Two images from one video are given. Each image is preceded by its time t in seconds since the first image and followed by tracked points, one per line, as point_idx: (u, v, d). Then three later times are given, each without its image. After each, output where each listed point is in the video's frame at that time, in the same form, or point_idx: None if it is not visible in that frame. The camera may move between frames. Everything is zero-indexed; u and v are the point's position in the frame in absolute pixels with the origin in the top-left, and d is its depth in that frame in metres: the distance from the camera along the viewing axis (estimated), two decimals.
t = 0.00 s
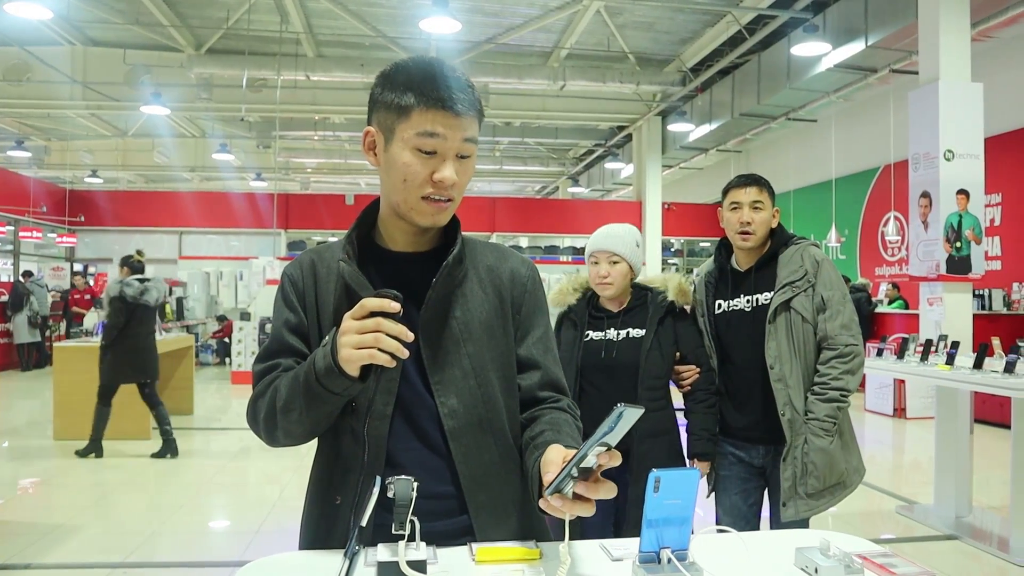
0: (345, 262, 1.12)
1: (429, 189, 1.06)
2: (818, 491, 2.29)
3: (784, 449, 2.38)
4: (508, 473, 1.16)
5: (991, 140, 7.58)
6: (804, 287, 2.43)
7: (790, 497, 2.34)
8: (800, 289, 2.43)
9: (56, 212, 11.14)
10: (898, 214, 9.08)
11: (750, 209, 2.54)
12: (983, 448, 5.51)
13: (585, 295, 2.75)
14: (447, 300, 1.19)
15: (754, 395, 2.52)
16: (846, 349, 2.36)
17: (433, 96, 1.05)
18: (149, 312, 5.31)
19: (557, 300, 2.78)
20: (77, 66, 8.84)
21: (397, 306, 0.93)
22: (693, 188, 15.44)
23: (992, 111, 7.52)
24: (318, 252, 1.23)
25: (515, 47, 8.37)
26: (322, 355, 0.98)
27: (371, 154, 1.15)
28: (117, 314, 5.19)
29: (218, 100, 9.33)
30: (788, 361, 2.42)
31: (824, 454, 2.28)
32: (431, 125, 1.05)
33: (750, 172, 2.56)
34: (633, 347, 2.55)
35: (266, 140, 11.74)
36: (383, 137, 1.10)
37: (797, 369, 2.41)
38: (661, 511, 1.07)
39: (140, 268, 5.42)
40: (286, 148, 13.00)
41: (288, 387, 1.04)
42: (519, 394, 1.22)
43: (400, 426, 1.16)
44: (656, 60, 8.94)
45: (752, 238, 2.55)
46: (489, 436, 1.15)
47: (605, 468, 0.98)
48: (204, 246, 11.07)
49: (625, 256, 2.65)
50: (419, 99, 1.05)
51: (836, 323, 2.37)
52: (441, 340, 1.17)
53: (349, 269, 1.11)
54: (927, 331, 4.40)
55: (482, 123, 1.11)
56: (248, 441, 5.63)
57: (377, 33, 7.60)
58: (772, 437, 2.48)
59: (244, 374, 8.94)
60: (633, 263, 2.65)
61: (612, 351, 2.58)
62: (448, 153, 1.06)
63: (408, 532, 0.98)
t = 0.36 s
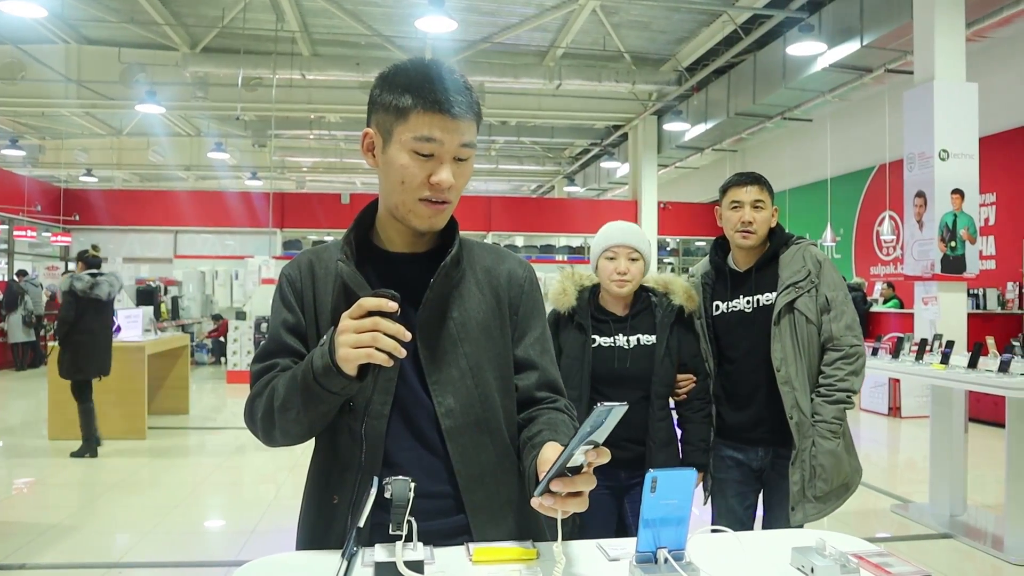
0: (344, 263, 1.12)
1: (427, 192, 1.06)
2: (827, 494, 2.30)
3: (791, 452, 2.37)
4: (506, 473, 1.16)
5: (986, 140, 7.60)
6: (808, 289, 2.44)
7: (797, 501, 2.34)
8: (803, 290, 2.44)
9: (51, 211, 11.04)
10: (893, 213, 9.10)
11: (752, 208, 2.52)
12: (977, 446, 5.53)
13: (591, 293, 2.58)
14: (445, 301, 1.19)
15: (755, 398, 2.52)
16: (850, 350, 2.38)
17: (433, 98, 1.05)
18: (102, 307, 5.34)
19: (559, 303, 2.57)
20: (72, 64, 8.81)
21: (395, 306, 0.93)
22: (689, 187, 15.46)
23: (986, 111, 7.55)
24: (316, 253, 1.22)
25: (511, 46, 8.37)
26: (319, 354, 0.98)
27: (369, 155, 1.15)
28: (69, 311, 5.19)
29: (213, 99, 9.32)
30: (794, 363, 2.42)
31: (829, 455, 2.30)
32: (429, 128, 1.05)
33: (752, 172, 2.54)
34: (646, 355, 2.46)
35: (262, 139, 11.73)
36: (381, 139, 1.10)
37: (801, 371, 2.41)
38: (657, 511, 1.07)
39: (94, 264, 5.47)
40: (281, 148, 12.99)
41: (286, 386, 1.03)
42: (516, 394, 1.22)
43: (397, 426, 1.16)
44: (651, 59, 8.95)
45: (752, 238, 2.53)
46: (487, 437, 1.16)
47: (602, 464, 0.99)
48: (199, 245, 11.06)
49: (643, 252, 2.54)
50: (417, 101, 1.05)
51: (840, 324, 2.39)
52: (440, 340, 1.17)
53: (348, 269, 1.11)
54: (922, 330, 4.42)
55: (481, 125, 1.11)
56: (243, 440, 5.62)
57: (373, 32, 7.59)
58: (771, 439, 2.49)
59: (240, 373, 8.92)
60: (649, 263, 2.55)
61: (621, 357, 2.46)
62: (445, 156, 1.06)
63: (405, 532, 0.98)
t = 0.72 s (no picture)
0: (342, 262, 1.12)
1: (424, 190, 1.06)
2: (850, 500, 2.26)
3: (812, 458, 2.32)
4: (504, 473, 1.16)
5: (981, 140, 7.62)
6: (831, 291, 2.39)
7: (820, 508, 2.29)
8: (826, 291, 2.38)
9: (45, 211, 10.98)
10: (889, 213, 9.11)
11: (770, 207, 2.44)
12: (972, 446, 5.55)
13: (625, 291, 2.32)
14: (443, 300, 1.18)
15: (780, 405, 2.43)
16: (869, 354, 2.36)
17: (430, 97, 1.05)
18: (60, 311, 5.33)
19: (595, 299, 2.32)
20: (67, 63, 8.79)
21: (394, 304, 0.93)
22: (684, 188, 15.50)
23: (981, 111, 7.57)
24: (313, 252, 1.22)
25: (507, 46, 8.37)
26: (317, 353, 0.98)
27: (365, 154, 1.15)
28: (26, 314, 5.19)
29: (208, 99, 9.32)
30: (816, 366, 2.35)
31: (852, 460, 2.25)
32: (425, 127, 1.04)
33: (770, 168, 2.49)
34: (689, 360, 2.20)
35: (258, 139, 11.72)
36: (378, 138, 1.10)
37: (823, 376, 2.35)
38: (655, 510, 1.07)
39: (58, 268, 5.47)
40: (277, 148, 12.98)
41: (282, 386, 1.03)
42: (513, 394, 1.22)
43: (395, 426, 1.16)
44: (647, 60, 8.95)
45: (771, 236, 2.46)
46: (484, 437, 1.16)
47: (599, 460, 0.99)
48: (195, 246, 11.07)
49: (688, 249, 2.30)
50: (414, 100, 1.05)
51: (862, 328, 2.36)
52: (438, 340, 1.17)
53: (346, 269, 1.11)
54: (917, 330, 4.43)
55: (479, 125, 1.11)
56: (239, 440, 5.61)
57: (368, 32, 7.59)
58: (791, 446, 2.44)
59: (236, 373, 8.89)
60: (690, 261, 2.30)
61: (665, 360, 2.19)
62: (441, 154, 1.05)
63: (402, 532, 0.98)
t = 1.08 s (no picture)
0: (336, 262, 1.12)
1: (417, 190, 1.06)
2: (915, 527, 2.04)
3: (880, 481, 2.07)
4: (500, 474, 1.16)
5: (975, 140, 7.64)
6: (905, 301, 2.12)
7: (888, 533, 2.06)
8: (898, 303, 2.12)
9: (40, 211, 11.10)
10: (883, 214, 9.11)
11: (847, 206, 2.16)
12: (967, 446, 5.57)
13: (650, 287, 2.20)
14: (439, 301, 1.18)
15: (841, 419, 2.16)
16: (937, 373, 2.11)
17: (424, 95, 1.05)
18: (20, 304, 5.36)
19: (622, 295, 2.18)
20: (62, 62, 8.73)
21: (388, 305, 0.92)
22: (680, 188, 15.54)
23: (976, 111, 7.60)
24: (307, 251, 1.22)
25: (503, 46, 8.37)
26: (311, 355, 0.98)
27: (360, 154, 1.15)
28: None
29: (203, 98, 9.31)
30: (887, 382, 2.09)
31: (921, 482, 2.04)
32: (418, 126, 1.04)
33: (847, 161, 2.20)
34: (724, 367, 2.09)
35: (253, 139, 11.70)
36: (372, 138, 1.10)
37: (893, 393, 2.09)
38: (650, 510, 1.07)
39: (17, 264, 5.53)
40: (273, 148, 12.97)
41: (277, 387, 1.03)
42: (510, 394, 1.22)
43: (390, 426, 1.16)
44: (643, 60, 8.96)
45: (842, 238, 2.18)
46: (480, 437, 1.15)
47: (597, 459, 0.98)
48: (191, 246, 11.04)
49: (720, 247, 2.19)
50: (407, 99, 1.05)
51: (932, 343, 2.12)
52: (434, 340, 1.17)
53: (341, 269, 1.10)
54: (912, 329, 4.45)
55: (473, 123, 1.11)
56: (235, 441, 5.61)
57: (364, 32, 7.58)
58: (851, 465, 2.17)
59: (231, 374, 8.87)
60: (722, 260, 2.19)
61: (704, 368, 2.09)
62: (436, 153, 1.05)
63: (398, 533, 0.98)
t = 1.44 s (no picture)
0: (333, 261, 1.12)
1: (413, 192, 1.06)
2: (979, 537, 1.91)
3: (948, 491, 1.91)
4: (498, 473, 1.16)
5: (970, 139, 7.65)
6: (971, 298, 1.98)
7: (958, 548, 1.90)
8: (965, 301, 1.97)
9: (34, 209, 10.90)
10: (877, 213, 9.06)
11: (911, 196, 1.98)
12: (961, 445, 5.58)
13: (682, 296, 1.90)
14: (436, 300, 1.19)
15: (909, 423, 1.97)
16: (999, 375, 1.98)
17: (422, 95, 1.05)
18: None
19: (661, 306, 1.85)
20: (56, 61, 8.69)
21: (383, 305, 0.92)
22: (676, 187, 15.58)
23: (970, 111, 7.62)
24: (302, 251, 1.22)
25: (499, 46, 8.38)
26: (306, 354, 0.98)
27: (356, 154, 1.15)
28: None
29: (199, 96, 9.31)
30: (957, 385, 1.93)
31: (990, 491, 1.89)
32: (415, 126, 1.04)
33: (913, 150, 2.04)
34: (776, 370, 1.85)
35: (249, 138, 11.69)
36: (368, 138, 1.10)
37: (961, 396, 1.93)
38: (644, 510, 1.06)
39: None
40: (268, 147, 12.96)
41: (272, 387, 1.03)
42: (507, 394, 1.22)
43: (386, 426, 1.16)
44: (639, 59, 8.97)
45: (903, 232, 2.00)
46: (476, 436, 1.15)
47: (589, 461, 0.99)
48: (185, 245, 11.19)
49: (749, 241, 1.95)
50: (404, 99, 1.05)
51: (993, 343, 1.98)
52: (431, 340, 1.17)
53: (337, 268, 1.10)
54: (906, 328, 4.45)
55: (470, 123, 1.11)
56: (230, 440, 5.60)
57: (359, 31, 7.57)
58: (919, 472, 1.98)
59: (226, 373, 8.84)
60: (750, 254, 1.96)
61: (760, 381, 1.82)
62: (432, 154, 1.05)
63: (393, 533, 0.98)
